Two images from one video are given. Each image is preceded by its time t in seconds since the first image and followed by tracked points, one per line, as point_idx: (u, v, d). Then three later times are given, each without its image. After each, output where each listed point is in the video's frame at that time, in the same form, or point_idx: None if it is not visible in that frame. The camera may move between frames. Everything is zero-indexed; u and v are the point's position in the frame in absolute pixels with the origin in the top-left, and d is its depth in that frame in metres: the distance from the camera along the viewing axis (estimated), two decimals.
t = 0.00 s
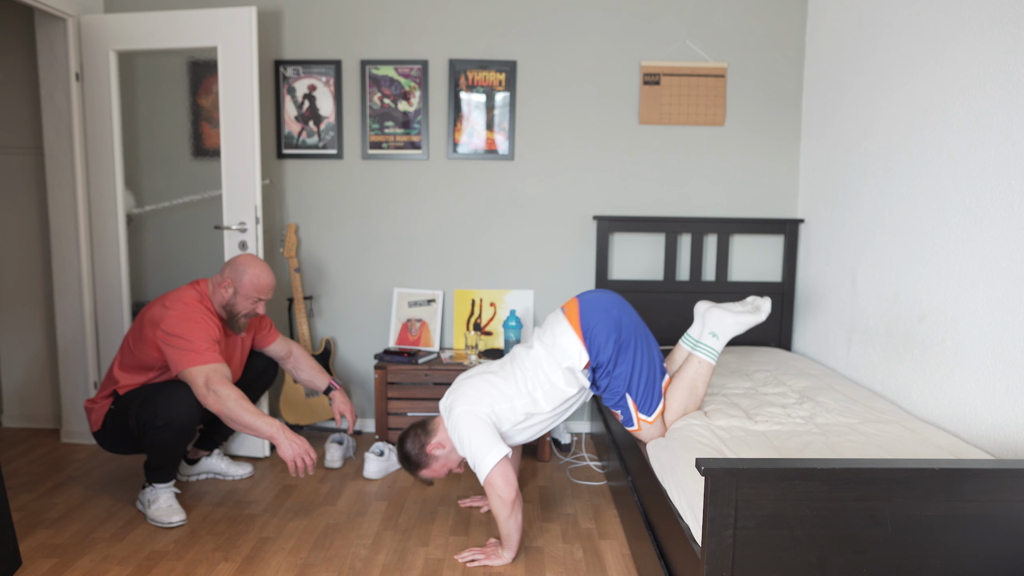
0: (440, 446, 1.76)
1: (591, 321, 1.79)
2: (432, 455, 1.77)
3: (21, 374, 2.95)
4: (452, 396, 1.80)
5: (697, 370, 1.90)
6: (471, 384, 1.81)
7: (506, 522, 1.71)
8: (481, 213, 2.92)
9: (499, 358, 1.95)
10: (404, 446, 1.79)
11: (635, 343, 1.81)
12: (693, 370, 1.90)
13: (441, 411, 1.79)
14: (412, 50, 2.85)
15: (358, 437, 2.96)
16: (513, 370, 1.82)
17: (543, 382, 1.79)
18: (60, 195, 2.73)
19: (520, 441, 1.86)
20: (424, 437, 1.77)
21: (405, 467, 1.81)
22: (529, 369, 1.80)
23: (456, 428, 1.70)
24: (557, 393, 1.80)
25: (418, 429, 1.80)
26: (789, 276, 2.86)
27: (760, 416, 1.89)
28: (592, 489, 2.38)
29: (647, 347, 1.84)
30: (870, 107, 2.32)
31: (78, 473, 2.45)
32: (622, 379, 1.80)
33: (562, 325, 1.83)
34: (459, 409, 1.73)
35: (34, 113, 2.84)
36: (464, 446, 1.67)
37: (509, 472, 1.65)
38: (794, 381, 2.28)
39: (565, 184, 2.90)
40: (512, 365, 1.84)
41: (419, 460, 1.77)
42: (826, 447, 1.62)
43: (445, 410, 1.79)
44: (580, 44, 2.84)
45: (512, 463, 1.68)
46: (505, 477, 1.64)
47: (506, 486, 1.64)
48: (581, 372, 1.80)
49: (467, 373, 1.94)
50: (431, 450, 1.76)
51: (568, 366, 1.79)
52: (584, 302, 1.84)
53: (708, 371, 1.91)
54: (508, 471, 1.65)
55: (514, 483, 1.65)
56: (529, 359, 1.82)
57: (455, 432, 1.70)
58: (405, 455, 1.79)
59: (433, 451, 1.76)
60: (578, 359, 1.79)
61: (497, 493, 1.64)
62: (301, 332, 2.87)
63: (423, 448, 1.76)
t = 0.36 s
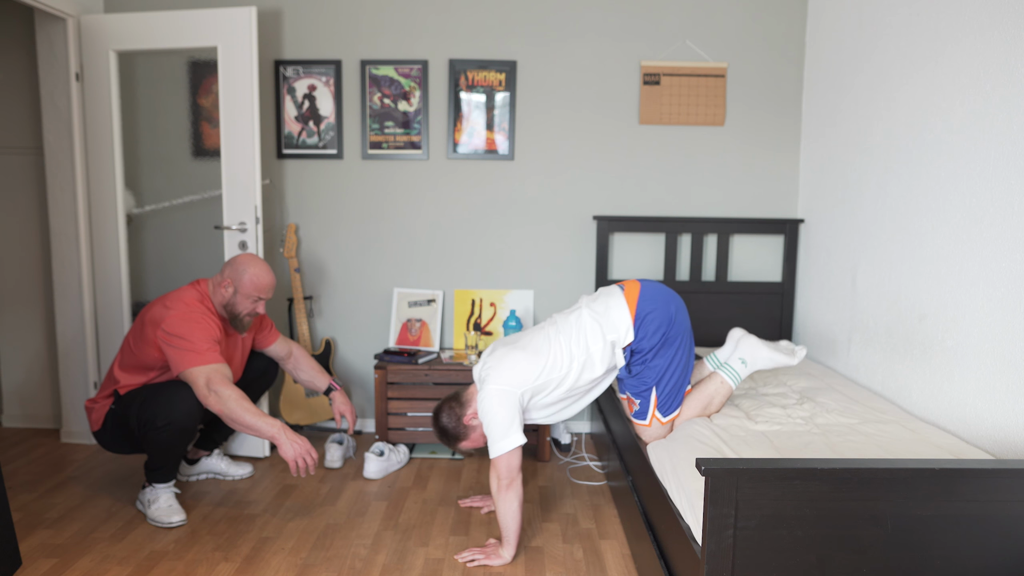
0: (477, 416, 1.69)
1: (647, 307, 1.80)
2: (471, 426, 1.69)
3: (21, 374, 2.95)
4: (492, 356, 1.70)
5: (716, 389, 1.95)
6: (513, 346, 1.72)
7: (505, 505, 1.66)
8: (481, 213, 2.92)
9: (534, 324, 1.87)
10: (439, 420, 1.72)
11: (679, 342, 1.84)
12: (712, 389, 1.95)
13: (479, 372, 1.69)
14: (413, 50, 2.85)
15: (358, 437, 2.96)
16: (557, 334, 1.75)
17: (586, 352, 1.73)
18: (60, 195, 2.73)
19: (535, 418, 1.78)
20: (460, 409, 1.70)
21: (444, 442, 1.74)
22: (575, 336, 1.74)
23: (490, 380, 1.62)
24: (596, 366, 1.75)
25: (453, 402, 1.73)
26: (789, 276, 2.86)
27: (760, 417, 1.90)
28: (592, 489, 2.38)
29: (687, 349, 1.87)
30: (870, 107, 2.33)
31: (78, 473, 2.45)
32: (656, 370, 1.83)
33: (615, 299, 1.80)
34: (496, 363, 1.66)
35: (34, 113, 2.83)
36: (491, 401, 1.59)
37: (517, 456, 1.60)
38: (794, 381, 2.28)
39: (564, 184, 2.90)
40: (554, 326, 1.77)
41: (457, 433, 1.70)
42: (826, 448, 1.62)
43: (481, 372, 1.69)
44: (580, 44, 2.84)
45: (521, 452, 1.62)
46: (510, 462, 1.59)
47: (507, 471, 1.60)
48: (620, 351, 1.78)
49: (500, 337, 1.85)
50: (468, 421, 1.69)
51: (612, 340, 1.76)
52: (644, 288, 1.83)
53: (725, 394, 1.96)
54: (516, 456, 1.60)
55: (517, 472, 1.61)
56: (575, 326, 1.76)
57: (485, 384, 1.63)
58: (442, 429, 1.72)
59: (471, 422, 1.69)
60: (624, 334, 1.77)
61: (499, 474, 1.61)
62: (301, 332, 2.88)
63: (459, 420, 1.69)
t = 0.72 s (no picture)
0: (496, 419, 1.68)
1: (666, 307, 1.78)
2: (489, 429, 1.68)
3: (21, 373, 2.95)
4: (509, 358, 1.70)
5: (720, 394, 1.95)
6: (531, 346, 1.72)
7: (510, 507, 1.66)
8: (481, 213, 2.92)
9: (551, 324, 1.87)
10: (459, 424, 1.72)
11: (693, 345, 1.83)
12: (717, 394, 1.95)
13: (496, 373, 1.69)
14: (412, 50, 2.85)
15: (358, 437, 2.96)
16: (575, 333, 1.74)
17: (603, 350, 1.73)
18: (60, 195, 2.73)
19: (554, 420, 1.78)
20: (478, 412, 1.69)
21: (465, 444, 1.73)
22: (592, 334, 1.73)
23: (506, 380, 1.62)
24: (613, 364, 1.74)
25: (472, 405, 1.72)
26: (789, 276, 2.86)
27: (760, 417, 1.90)
28: (592, 489, 2.38)
29: (700, 353, 1.87)
30: (870, 107, 2.32)
31: (78, 473, 2.45)
32: (668, 371, 1.82)
33: (631, 296, 1.79)
34: (513, 362, 1.67)
35: (34, 112, 2.83)
36: (507, 401, 1.60)
37: (527, 457, 1.59)
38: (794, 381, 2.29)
39: (564, 184, 2.90)
40: (571, 324, 1.77)
41: (477, 436, 1.69)
42: (826, 448, 1.62)
43: (498, 373, 1.69)
44: (580, 44, 2.84)
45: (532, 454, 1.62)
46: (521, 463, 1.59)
47: (515, 473, 1.60)
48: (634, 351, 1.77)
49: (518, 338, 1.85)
50: (487, 424, 1.67)
51: (629, 338, 1.75)
52: (665, 288, 1.82)
53: (729, 400, 1.96)
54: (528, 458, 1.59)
55: (526, 474, 1.61)
56: (592, 324, 1.75)
57: (502, 385, 1.63)
58: (462, 432, 1.72)
59: (490, 425, 1.67)
60: (641, 331, 1.76)
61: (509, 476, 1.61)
62: (301, 332, 2.88)
63: (478, 423, 1.68)
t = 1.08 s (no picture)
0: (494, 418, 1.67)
1: (662, 307, 1.78)
2: (486, 429, 1.67)
3: (21, 373, 2.95)
4: (507, 357, 1.70)
5: (719, 394, 1.95)
6: (529, 345, 1.71)
7: (510, 506, 1.66)
8: (481, 213, 2.92)
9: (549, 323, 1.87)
10: (457, 422, 1.72)
11: (690, 344, 1.83)
12: (715, 393, 1.95)
13: (494, 372, 1.69)
14: (412, 50, 2.85)
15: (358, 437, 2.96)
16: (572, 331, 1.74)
17: (600, 349, 1.73)
18: (60, 195, 2.73)
19: (552, 420, 1.78)
20: (476, 411, 1.69)
21: (463, 444, 1.73)
22: (589, 333, 1.73)
23: (504, 379, 1.62)
24: (611, 363, 1.74)
25: (470, 404, 1.72)
26: (789, 276, 2.86)
27: (760, 417, 1.90)
28: (592, 489, 2.38)
29: (697, 352, 1.87)
30: (870, 108, 2.32)
31: (78, 473, 2.45)
32: (665, 370, 1.82)
33: (629, 295, 1.79)
34: (511, 361, 1.67)
35: (34, 112, 2.83)
36: (505, 401, 1.59)
37: (526, 456, 1.59)
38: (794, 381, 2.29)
39: (564, 184, 2.90)
40: (568, 323, 1.77)
41: (474, 435, 1.69)
42: (826, 447, 1.62)
43: (496, 372, 1.69)
44: (580, 44, 2.84)
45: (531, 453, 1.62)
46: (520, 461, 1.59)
47: (515, 472, 1.60)
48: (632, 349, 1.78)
49: (515, 337, 1.84)
50: (484, 424, 1.67)
51: (626, 336, 1.75)
52: (661, 288, 1.82)
53: (728, 399, 1.96)
54: (527, 456, 1.59)
55: (525, 474, 1.61)
56: (589, 323, 1.75)
57: (500, 384, 1.63)
58: (460, 431, 1.72)
59: (487, 424, 1.67)
60: (638, 330, 1.76)
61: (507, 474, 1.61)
62: (301, 332, 2.88)
63: (475, 422, 1.68)
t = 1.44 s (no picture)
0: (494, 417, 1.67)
1: (662, 307, 1.79)
2: (486, 428, 1.67)
3: (21, 373, 2.95)
4: (508, 356, 1.70)
5: (719, 394, 1.95)
6: (529, 345, 1.71)
7: (510, 506, 1.66)
8: (481, 213, 2.92)
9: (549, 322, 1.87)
10: (456, 422, 1.72)
11: (690, 344, 1.83)
12: (715, 393, 1.95)
13: (494, 372, 1.69)
14: (413, 50, 2.85)
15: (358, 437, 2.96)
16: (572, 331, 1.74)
17: (600, 348, 1.73)
18: (60, 195, 2.73)
19: (553, 420, 1.77)
20: (476, 410, 1.69)
21: (461, 443, 1.73)
22: (590, 333, 1.73)
23: (504, 379, 1.62)
24: (611, 362, 1.74)
25: (469, 403, 1.72)
26: (789, 276, 2.86)
27: (760, 417, 1.90)
28: (592, 489, 2.38)
29: (698, 351, 1.87)
30: (870, 108, 2.32)
31: (78, 473, 2.45)
32: (665, 369, 1.82)
33: (629, 295, 1.79)
34: (511, 361, 1.67)
35: (34, 112, 2.83)
36: (505, 401, 1.59)
37: (525, 456, 1.59)
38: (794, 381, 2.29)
39: (564, 184, 2.90)
40: (568, 322, 1.77)
41: (474, 434, 1.69)
42: (826, 447, 1.62)
43: (495, 373, 1.69)
44: (580, 44, 2.84)
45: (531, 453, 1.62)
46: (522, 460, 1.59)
47: (515, 472, 1.60)
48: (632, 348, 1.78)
49: (515, 337, 1.84)
50: (484, 423, 1.67)
51: (626, 336, 1.75)
52: (661, 288, 1.82)
53: (728, 400, 1.96)
54: (528, 455, 1.59)
55: (525, 473, 1.61)
56: (589, 322, 1.75)
57: (500, 384, 1.62)
58: (459, 430, 1.72)
59: (487, 423, 1.67)
60: (638, 330, 1.77)
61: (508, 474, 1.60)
62: (301, 332, 2.88)
63: (475, 421, 1.68)
